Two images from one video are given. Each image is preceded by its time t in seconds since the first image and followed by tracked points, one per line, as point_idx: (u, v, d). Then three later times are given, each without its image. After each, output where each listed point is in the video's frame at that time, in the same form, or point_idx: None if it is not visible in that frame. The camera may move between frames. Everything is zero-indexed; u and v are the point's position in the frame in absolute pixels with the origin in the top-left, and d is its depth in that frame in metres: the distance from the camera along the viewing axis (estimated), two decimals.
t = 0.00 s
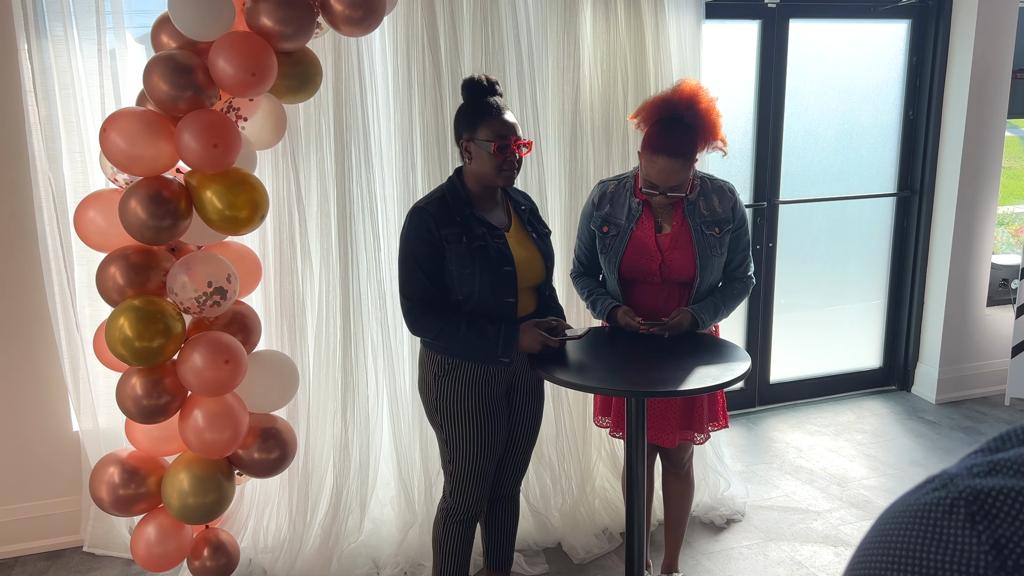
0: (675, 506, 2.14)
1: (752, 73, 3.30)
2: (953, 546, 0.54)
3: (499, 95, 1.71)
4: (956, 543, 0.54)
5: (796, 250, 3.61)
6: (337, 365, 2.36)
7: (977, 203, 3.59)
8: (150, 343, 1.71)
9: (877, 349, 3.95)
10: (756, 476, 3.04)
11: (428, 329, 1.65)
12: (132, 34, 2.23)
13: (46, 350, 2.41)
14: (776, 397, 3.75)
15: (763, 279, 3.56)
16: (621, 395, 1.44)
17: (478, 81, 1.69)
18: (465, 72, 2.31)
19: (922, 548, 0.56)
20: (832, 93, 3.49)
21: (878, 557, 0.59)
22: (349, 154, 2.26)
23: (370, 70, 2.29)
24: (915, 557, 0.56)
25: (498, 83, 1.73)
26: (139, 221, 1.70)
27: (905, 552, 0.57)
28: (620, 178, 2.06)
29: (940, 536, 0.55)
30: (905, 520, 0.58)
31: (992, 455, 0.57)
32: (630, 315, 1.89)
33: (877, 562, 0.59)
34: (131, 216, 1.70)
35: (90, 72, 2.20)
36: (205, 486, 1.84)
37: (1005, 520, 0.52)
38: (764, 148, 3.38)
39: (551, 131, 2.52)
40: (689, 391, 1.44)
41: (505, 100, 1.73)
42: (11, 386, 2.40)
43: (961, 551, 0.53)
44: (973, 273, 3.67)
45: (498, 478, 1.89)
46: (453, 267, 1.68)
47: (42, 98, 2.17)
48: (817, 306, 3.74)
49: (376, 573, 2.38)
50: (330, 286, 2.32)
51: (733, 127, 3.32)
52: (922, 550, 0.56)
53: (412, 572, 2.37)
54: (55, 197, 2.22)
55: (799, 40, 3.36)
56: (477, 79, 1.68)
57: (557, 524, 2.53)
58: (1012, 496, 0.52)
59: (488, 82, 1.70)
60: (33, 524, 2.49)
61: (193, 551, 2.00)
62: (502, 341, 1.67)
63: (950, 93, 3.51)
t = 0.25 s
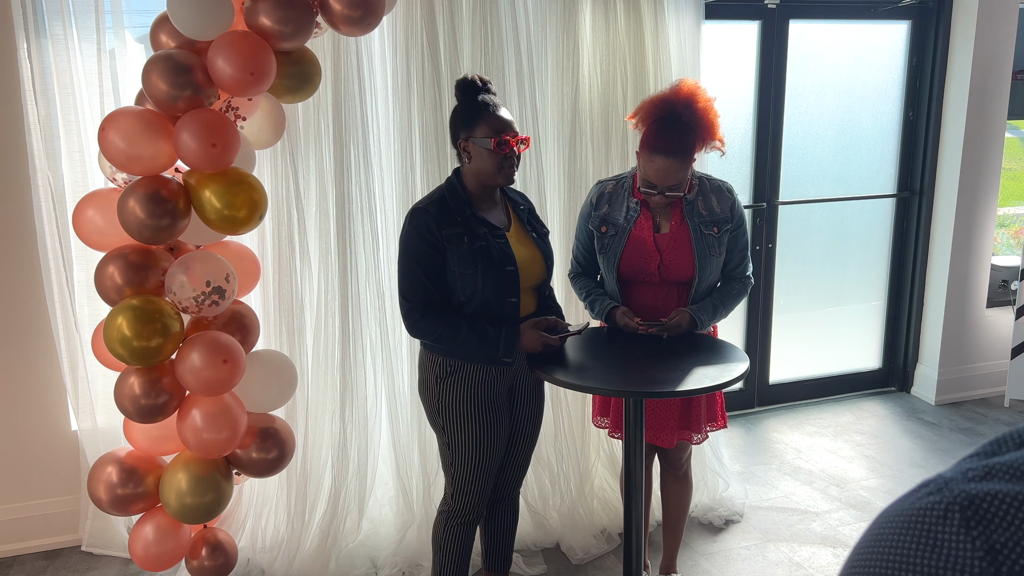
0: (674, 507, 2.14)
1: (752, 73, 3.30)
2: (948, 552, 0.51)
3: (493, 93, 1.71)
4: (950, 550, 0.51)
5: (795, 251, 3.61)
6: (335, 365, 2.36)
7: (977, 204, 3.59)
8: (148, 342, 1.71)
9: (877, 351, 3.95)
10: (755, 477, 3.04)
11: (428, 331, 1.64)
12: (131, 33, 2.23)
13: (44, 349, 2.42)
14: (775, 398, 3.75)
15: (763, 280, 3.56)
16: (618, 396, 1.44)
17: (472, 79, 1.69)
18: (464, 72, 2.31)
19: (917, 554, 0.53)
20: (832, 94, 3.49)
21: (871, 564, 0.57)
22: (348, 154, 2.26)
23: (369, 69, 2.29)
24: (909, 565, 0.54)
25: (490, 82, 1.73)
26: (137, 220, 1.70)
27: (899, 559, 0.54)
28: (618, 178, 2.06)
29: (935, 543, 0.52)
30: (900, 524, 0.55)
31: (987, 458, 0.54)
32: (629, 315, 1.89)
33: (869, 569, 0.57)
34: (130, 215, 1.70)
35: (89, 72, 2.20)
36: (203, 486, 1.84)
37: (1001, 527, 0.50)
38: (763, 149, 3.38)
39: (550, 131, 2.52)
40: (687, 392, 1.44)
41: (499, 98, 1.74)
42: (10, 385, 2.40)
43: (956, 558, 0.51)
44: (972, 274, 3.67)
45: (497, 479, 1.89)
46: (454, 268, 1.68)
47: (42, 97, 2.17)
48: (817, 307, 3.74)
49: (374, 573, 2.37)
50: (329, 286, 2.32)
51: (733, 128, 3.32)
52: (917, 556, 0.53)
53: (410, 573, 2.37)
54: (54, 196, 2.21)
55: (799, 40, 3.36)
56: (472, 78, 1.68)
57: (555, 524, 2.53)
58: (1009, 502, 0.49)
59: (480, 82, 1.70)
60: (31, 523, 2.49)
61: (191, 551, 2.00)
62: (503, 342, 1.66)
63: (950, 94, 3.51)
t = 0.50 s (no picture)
0: (672, 509, 2.13)
1: (754, 74, 3.29)
2: (936, 560, 0.49)
3: (499, 96, 1.71)
4: (939, 559, 0.49)
5: (796, 252, 3.61)
6: (334, 365, 2.36)
7: (979, 206, 3.58)
8: (147, 342, 1.71)
9: (878, 352, 3.94)
10: (754, 478, 3.03)
11: (426, 333, 1.63)
12: (131, 32, 2.23)
13: (44, 348, 2.42)
14: (776, 399, 3.74)
15: (764, 281, 3.55)
16: (617, 397, 1.43)
17: (479, 80, 1.69)
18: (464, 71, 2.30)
19: (906, 564, 0.51)
20: (833, 95, 3.48)
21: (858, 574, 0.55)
22: (348, 154, 2.26)
23: (369, 69, 2.29)
24: None
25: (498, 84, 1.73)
26: (136, 219, 1.70)
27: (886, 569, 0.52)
28: (618, 178, 2.06)
29: (923, 551, 0.50)
30: (888, 533, 0.53)
31: (978, 466, 0.52)
32: (628, 316, 1.89)
33: None
34: (128, 214, 1.70)
35: (89, 70, 2.20)
36: (201, 485, 1.84)
37: (991, 535, 0.48)
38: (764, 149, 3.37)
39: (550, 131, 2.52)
40: (685, 394, 1.43)
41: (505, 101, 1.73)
42: (8, 384, 2.40)
43: (944, 568, 0.49)
44: (974, 276, 3.66)
45: (490, 479, 1.88)
46: (453, 270, 1.67)
47: (41, 96, 2.17)
48: (817, 308, 3.73)
49: (372, 573, 2.37)
50: (328, 286, 2.32)
51: (734, 128, 3.31)
52: (906, 566, 0.51)
53: (409, 573, 2.36)
54: (54, 195, 2.21)
55: (800, 41, 3.35)
56: (479, 79, 1.68)
57: (554, 525, 2.52)
58: (999, 509, 0.48)
59: (488, 83, 1.69)
60: (29, 522, 2.49)
61: (189, 550, 2.00)
62: (502, 343, 1.66)
63: (952, 95, 3.50)
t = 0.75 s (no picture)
0: (671, 510, 2.12)
1: (756, 74, 3.28)
2: (925, 568, 0.50)
3: (503, 98, 1.70)
4: (928, 567, 0.49)
5: (798, 253, 3.59)
6: (333, 364, 2.35)
7: (982, 207, 3.56)
8: (145, 341, 1.71)
9: (879, 354, 3.93)
10: (754, 480, 3.03)
11: (425, 335, 1.62)
12: (131, 30, 2.23)
13: (43, 346, 2.42)
14: (776, 401, 3.73)
15: (765, 282, 3.54)
16: (616, 398, 1.42)
17: (483, 80, 1.68)
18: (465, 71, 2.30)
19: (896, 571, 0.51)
20: (836, 95, 3.47)
21: None
22: (347, 153, 2.26)
23: (369, 68, 2.28)
24: None
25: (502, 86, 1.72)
26: (135, 217, 1.69)
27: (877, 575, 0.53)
28: (617, 179, 2.05)
29: (912, 558, 0.50)
30: (879, 539, 0.54)
31: (969, 472, 0.52)
32: (627, 317, 1.88)
33: None
34: (126, 213, 1.70)
35: (89, 69, 2.20)
36: (199, 485, 1.84)
37: (980, 542, 0.48)
38: (766, 150, 3.36)
39: (550, 131, 2.51)
40: (684, 395, 1.43)
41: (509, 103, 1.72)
42: (7, 382, 2.40)
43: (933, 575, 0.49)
44: (976, 278, 3.65)
45: (487, 479, 1.88)
46: (452, 272, 1.67)
47: (41, 94, 2.17)
48: (819, 309, 3.72)
49: (370, 573, 2.36)
50: (327, 285, 2.31)
51: (736, 129, 3.30)
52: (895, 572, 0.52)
53: (407, 573, 2.36)
54: (53, 193, 2.21)
55: (803, 41, 3.34)
56: (483, 79, 1.67)
57: (553, 525, 2.52)
58: (987, 516, 0.48)
59: (492, 83, 1.69)
60: (28, 520, 2.49)
61: (187, 550, 1.99)
62: (500, 345, 1.66)
63: (955, 96, 3.48)
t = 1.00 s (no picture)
0: (671, 511, 2.11)
1: (759, 74, 3.26)
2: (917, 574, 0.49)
3: (500, 94, 1.69)
4: (920, 571, 0.49)
5: (800, 253, 3.58)
6: (332, 363, 2.35)
7: (987, 208, 3.54)
8: (143, 338, 1.70)
9: (882, 355, 3.91)
10: (756, 481, 3.01)
11: (424, 335, 1.62)
12: (132, 27, 2.23)
13: (43, 343, 2.41)
14: (778, 402, 3.71)
15: (767, 282, 3.53)
16: (615, 399, 1.41)
17: (481, 77, 1.66)
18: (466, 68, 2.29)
19: None
20: (840, 95, 3.45)
21: None
22: (347, 151, 2.25)
23: (370, 66, 2.28)
24: None
25: (498, 81, 1.71)
26: (134, 214, 1.69)
27: None
28: (618, 177, 2.04)
29: (904, 563, 0.50)
30: (871, 543, 0.53)
31: (962, 475, 0.52)
32: (627, 317, 1.87)
33: None
34: (125, 210, 1.69)
35: (90, 65, 2.20)
36: (197, 482, 1.83)
37: (973, 548, 0.47)
38: (770, 149, 3.34)
39: (552, 130, 2.50)
40: (683, 395, 1.41)
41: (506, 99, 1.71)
42: (6, 378, 2.40)
43: None
44: (981, 279, 3.62)
45: (486, 480, 1.87)
46: (451, 272, 1.66)
47: (42, 90, 2.17)
48: (822, 310, 3.70)
49: (368, 572, 2.35)
50: (327, 283, 2.31)
51: (739, 128, 3.29)
52: None
53: (405, 572, 2.35)
54: (54, 189, 2.21)
55: (807, 40, 3.33)
56: (480, 75, 1.65)
57: (552, 525, 2.51)
58: (980, 521, 0.47)
59: (488, 79, 1.67)
60: (27, 517, 2.49)
61: (185, 548, 1.99)
62: (501, 345, 1.65)
63: (960, 96, 3.46)
